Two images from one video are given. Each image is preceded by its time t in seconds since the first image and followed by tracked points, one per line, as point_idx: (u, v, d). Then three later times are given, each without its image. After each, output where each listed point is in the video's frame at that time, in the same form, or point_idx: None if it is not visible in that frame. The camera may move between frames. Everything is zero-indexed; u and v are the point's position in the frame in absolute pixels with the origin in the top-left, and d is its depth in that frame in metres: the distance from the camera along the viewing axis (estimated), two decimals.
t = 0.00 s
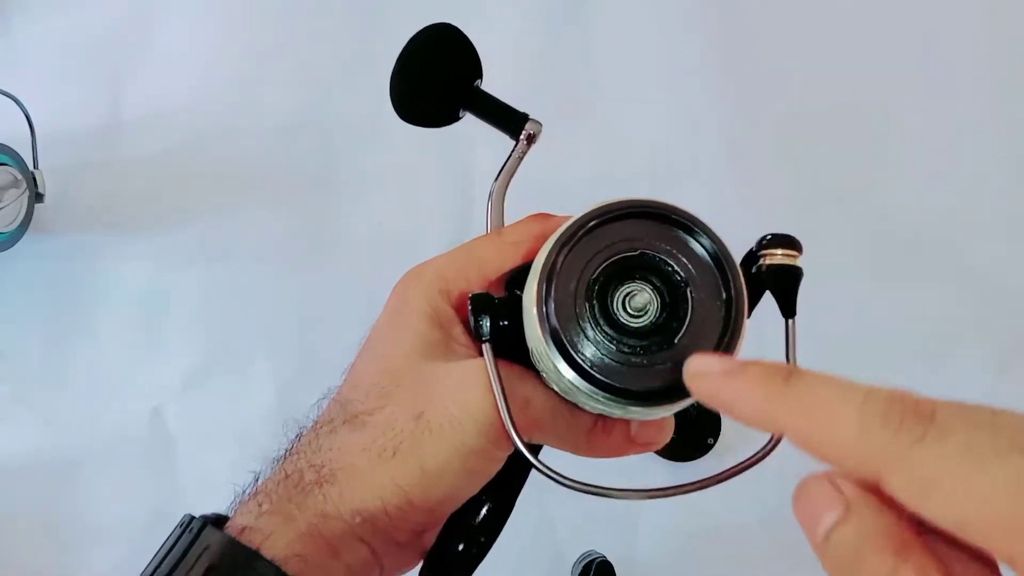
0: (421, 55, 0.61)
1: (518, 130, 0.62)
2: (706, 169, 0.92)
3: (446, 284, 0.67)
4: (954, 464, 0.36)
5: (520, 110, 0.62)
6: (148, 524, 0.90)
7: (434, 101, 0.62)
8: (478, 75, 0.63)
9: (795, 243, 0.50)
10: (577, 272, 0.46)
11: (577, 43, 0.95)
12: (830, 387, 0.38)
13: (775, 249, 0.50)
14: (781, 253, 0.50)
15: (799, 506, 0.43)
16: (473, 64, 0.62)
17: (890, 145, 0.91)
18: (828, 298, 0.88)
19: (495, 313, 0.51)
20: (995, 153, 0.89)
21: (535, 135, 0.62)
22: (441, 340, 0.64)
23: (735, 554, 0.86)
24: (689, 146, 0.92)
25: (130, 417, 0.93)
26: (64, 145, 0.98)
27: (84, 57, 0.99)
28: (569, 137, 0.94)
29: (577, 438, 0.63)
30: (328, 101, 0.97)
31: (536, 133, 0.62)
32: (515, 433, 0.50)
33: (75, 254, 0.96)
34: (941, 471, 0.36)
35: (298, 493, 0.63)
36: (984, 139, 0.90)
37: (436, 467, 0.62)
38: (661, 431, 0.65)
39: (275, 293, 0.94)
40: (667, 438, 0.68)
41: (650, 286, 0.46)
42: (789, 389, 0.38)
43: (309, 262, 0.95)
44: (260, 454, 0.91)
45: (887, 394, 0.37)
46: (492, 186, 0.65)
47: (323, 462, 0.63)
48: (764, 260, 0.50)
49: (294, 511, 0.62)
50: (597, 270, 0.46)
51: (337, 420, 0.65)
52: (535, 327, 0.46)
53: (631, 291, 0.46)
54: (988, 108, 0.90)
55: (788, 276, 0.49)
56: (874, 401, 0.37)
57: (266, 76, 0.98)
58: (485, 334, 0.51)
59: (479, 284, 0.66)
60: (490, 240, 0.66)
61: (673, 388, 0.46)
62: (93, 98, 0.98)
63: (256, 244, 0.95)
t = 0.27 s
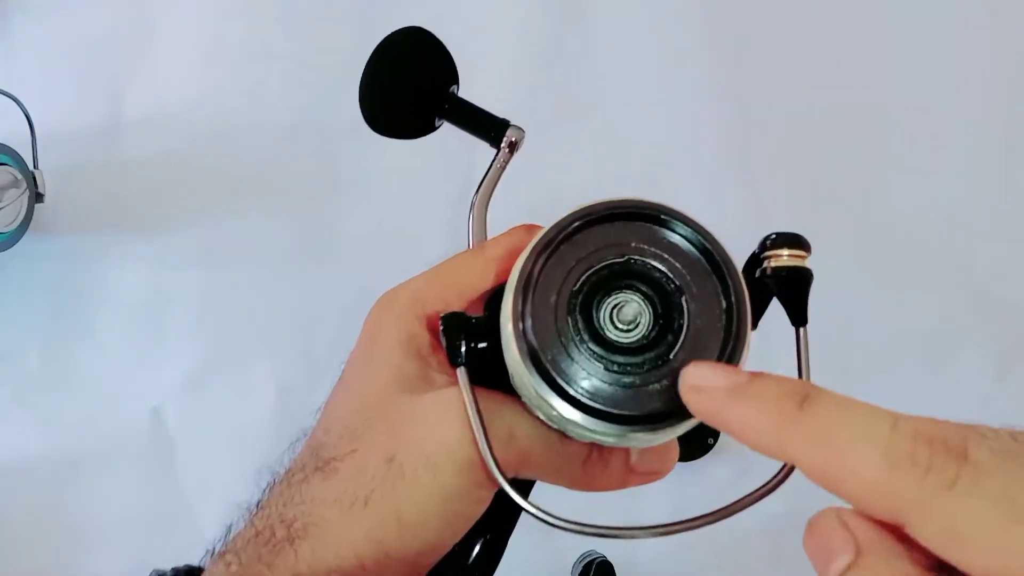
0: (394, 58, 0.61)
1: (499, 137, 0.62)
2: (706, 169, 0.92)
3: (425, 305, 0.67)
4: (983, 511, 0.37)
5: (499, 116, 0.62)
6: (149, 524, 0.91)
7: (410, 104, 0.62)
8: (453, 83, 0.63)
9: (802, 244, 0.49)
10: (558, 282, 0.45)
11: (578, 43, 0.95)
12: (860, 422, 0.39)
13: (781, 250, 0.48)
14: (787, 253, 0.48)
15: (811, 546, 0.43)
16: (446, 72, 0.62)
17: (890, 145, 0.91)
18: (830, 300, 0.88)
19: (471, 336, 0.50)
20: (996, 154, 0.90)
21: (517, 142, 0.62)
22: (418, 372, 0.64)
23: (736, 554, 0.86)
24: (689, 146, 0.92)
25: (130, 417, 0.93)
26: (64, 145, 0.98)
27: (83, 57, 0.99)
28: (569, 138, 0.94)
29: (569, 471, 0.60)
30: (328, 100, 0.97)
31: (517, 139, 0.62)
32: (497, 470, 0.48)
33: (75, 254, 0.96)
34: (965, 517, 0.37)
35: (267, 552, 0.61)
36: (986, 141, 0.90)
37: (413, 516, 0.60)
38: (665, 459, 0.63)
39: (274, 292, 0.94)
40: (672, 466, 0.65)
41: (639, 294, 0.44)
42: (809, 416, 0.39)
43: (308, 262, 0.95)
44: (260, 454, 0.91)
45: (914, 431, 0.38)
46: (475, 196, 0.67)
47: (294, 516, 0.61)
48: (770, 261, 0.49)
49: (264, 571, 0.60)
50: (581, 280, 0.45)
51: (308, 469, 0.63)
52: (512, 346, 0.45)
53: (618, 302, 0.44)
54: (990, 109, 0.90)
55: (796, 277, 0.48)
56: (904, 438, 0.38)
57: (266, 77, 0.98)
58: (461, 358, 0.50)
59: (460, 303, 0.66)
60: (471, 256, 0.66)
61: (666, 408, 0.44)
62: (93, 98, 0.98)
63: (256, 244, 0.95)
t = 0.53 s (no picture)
0: (403, 69, 0.62)
1: (507, 156, 0.63)
2: (706, 169, 0.92)
3: (426, 322, 0.68)
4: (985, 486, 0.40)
5: (508, 135, 0.63)
6: (149, 524, 0.91)
7: (416, 115, 0.63)
8: (462, 100, 0.64)
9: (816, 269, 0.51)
10: (567, 298, 0.48)
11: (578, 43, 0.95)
12: (866, 401, 0.40)
13: (793, 274, 0.50)
14: (799, 277, 0.50)
15: (827, 512, 0.47)
16: (457, 88, 0.64)
17: (889, 146, 0.91)
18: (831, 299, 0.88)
19: (474, 351, 0.51)
20: (996, 154, 0.90)
21: (526, 162, 0.63)
22: (417, 388, 0.64)
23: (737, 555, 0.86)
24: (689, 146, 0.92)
25: (130, 417, 0.93)
26: (64, 145, 0.98)
27: (83, 57, 0.99)
28: (569, 138, 0.94)
29: (570, 496, 0.62)
30: (328, 100, 0.97)
31: (526, 159, 0.62)
32: (497, 489, 0.49)
33: (75, 254, 0.96)
34: (968, 490, 0.40)
35: (263, 571, 0.61)
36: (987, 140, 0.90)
37: (409, 534, 0.61)
38: (667, 484, 0.65)
39: (274, 293, 0.94)
40: (674, 494, 0.66)
41: (647, 313, 0.47)
42: (811, 397, 0.41)
43: (308, 262, 0.95)
44: (259, 454, 0.91)
45: (919, 408, 0.40)
46: (480, 216, 0.67)
47: (288, 535, 0.62)
48: (782, 285, 0.50)
49: None
50: (589, 297, 0.48)
51: (303, 487, 0.64)
52: (520, 364, 0.47)
53: (628, 321, 0.47)
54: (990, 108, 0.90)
55: (808, 301, 0.49)
56: (911, 417, 0.40)
57: (266, 77, 0.98)
58: (464, 374, 0.51)
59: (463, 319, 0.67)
60: (476, 274, 0.67)
61: (671, 428, 0.46)
62: (93, 98, 0.98)
63: (256, 244, 0.95)
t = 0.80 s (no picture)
0: (426, 72, 0.63)
1: (526, 164, 0.64)
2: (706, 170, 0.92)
3: (437, 326, 0.68)
4: (991, 365, 0.39)
5: (527, 144, 0.64)
6: (149, 523, 0.91)
7: (434, 120, 0.63)
8: (483, 107, 0.65)
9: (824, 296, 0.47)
10: (580, 312, 0.47)
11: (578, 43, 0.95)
12: (860, 294, 0.41)
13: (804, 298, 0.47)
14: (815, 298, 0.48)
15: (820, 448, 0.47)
16: (478, 95, 0.65)
17: (889, 146, 0.91)
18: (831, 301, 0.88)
19: (486, 358, 0.51)
20: (996, 155, 0.89)
21: (543, 170, 0.64)
22: (427, 393, 0.65)
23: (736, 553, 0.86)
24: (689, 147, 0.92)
25: (130, 417, 0.93)
26: (64, 145, 0.98)
27: (83, 57, 0.99)
28: (568, 138, 0.94)
29: (574, 506, 0.62)
30: (328, 101, 0.97)
31: (543, 168, 0.64)
32: (505, 498, 0.49)
33: (74, 254, 0.96)
34: (967, 375, 0.39)
35: (266, 567, 0.61)
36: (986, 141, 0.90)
37: (416, 538, 0.60)
38: (673, 499, 0.65)
39: (275, 293, 0.94)
40: (678, 508, 0.66)
41: (662, 329, 0.47)
42: (805, 285, 0.42)
43: (308, 263, 0.95)
44: (260, 454, 0.91)
45: (916, 297, 0.41)
46: (495, 224, 0.69)
47: (294, 533, 0.61)
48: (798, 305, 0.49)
49: None
50: (604, 310, 0.47)
51: (311, 485, 0.64)
52: (532, 376, 0.47)
53: (641, 335, 0.47)
54: (990, 109, 0.90)
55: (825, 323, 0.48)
56: (905, 306, 0.40)
57: (267, 77, 0.97)
58: (475, 380, 0.51)
59: (476, 323, 0.68)
60: (490, 281, 0.68)
61: (682, 446, 0.46)
62: (93, 98, 0.98)
63: (256, 244, 0.95)
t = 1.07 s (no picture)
0: (425, 49, 0.63)
1: (527, 143, 0.64)
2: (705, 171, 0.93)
3: (433, 314, 0.67)
4: (892, 393, 0.34)
5: (528, 124, 0.65)
6: (149, 523, 0.91)
7: (435, 97, 0.64)
8: (484, 84, 0.66)
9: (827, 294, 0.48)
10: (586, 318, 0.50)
11: (577, 43, 0.94)
12: (724, 319, 0.38)
13: (805, 302, 0.47)
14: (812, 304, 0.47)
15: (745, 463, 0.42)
16: (479, 72, 0.66)
17: (889, 146, 0.91)
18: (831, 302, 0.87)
19: (489, 350, 0.52)
20: (996, 155, 0.89)
21: (544, 150, 0.64)
22: (427, 379, 0.64)
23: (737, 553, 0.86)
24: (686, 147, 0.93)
25: (131, 417, 0.93)
26: (64, 145, 0.98)
27: (83, 57, 0.99)
28: (566, 140, 0.95)
29: (572, 492, 0.64)
30: (329, 100, 0.96)
31: (544, 147, 0.64)
32: (503, 491, 0.50)
33: (74, 254, 0.96)
34: (858, 404, 0.35)
35: (264, 543, 0.64)
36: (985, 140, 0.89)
37: (415, 523, 0.62)
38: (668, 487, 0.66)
39: (275, 293, 0.94)
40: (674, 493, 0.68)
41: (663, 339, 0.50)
42: (682, 323, 0.38)
43: (308, 263, 0.95)
44: (260, 455, 0.91)
45: (791, 327, 0.37)
46: (495, 204, 0.68)
47: (292, 511, 0.64)
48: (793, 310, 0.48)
49: (258, 564, 0.63)
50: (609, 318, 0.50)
51: (311, 464, 0.66)
52: (538, 376, 0.49)
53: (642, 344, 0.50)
54: (990, 108, 0.89)
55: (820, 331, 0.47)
56: (780, 335, 0.36)
57: (265, 77, 0.97)
58: (477, 371, 0.51)
59: (476, 314, 0.66)
60: (489, 266, 0.67)
61: (676, 453, 0.49)
62: (92, 98, 0.98)
63: (256, 245, 0.95)
